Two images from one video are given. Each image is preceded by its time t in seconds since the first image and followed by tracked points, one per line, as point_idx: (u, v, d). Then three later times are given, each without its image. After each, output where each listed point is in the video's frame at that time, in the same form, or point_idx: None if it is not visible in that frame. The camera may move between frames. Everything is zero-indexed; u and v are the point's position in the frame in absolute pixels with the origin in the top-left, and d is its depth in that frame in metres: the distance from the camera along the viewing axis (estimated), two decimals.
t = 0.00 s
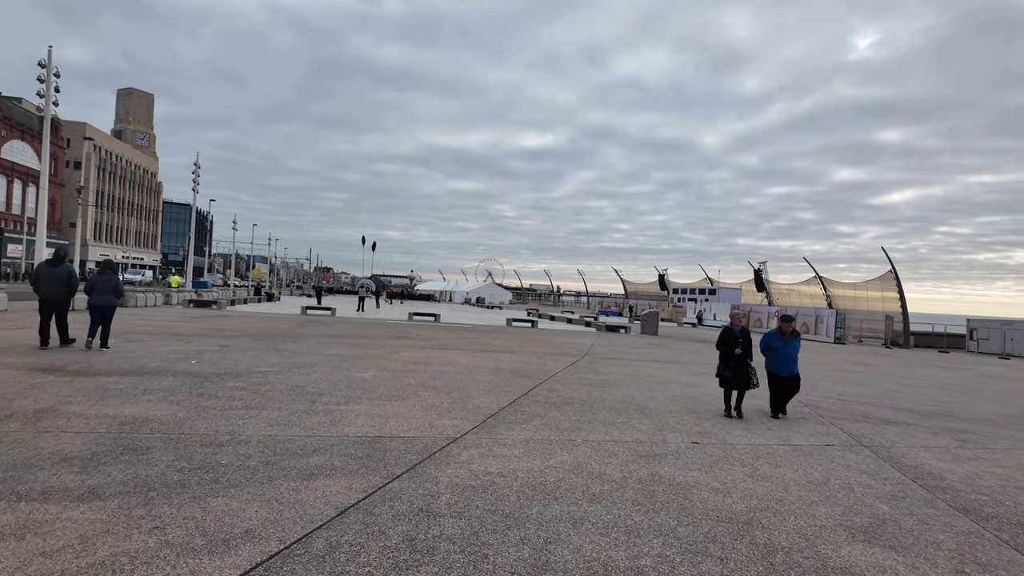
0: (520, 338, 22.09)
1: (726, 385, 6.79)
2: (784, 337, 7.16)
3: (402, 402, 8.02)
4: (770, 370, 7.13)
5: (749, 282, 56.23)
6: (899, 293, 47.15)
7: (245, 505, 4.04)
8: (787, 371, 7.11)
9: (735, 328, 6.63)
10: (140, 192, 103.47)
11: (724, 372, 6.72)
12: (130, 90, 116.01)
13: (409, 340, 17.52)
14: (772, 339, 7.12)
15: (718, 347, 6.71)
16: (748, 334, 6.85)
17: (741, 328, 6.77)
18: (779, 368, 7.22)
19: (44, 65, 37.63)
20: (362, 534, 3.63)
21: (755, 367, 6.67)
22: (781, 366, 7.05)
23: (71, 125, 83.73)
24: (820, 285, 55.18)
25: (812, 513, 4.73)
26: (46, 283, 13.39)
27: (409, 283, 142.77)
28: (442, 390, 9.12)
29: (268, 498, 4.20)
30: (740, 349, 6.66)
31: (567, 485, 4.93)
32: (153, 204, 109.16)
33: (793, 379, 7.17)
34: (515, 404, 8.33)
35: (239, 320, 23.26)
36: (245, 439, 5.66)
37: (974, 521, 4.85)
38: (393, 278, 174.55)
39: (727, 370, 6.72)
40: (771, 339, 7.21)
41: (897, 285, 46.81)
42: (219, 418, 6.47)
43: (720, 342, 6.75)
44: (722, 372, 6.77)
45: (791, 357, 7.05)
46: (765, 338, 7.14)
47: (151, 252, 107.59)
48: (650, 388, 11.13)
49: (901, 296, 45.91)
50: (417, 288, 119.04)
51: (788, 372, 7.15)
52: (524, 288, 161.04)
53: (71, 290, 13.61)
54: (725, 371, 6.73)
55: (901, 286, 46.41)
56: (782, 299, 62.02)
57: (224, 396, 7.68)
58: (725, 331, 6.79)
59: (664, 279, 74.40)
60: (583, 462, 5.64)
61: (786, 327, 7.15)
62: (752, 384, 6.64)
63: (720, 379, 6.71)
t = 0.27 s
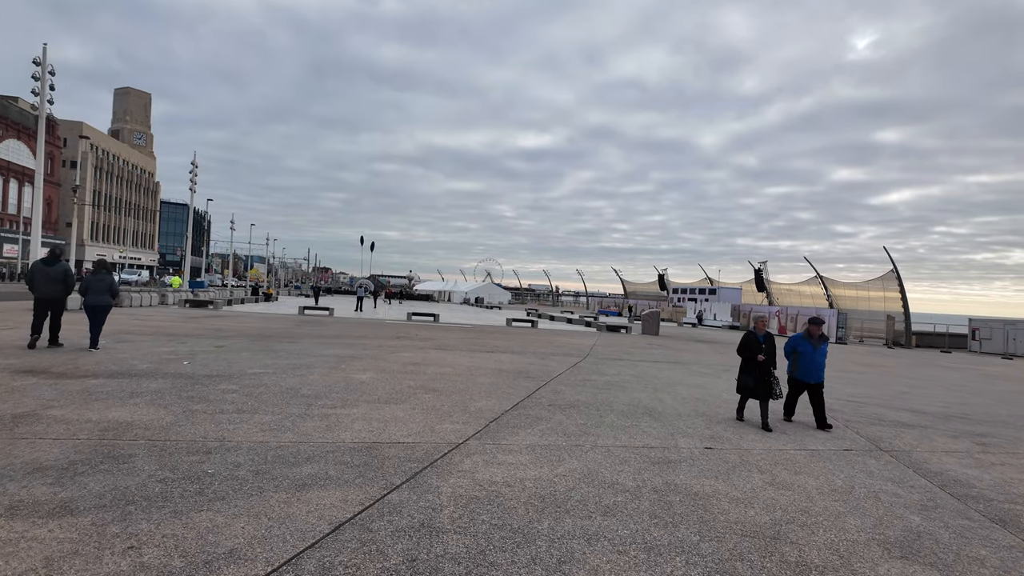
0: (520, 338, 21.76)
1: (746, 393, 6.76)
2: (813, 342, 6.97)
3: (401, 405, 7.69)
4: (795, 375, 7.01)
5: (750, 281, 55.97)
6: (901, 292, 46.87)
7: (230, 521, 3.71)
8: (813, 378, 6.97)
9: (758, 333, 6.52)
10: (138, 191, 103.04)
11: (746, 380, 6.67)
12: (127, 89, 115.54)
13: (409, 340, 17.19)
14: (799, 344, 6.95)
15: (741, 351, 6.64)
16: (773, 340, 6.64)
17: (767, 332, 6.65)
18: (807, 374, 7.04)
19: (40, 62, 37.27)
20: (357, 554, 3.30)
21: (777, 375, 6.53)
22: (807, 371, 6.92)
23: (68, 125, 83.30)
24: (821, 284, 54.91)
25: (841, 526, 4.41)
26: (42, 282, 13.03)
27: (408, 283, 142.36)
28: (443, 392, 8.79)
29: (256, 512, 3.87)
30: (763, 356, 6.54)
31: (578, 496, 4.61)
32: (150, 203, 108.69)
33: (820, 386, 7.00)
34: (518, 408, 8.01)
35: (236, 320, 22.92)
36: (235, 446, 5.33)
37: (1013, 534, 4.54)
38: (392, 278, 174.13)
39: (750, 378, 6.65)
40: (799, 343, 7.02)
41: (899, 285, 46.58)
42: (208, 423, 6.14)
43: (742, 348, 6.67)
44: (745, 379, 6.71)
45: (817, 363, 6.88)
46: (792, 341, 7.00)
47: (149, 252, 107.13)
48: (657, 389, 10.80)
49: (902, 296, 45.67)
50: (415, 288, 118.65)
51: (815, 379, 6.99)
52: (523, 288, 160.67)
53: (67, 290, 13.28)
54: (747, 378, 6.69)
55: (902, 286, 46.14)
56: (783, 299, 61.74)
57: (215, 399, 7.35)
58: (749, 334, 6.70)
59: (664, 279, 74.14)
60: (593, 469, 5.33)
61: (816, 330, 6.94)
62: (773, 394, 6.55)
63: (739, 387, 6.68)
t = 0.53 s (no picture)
0: (522, 340, 21.42)
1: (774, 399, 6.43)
2: (846, 346, 6.87)
3: (402, 412, 7.37)
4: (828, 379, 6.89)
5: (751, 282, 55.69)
6: (904, 293, 46.57)
7: (215, 548, 3.39)
8: (845, 383, 6.80)
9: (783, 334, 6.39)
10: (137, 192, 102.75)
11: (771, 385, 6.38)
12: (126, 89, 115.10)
13: (409, 342, 16.88)
14: (832, 347, 6.87)
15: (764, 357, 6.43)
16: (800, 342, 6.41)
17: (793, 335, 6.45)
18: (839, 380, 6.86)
19: (37, 62, 36.95)
20: None
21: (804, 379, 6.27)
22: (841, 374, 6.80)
23: (67, 125, 83.00)
24: (823, 285, 54.62)
25: (876, 548, 4.10)
26: (37, 284, 12.69)
27: (408, 283, 142.08)
28: (445, 399, 8.46)
29: (245, 536, 3.55)
30: (790, 358, 6.30)
31: (592, 514, 4.28)
32: (149, 203, 108.32)
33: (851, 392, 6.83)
34: (524, 414, 7.69)
35: (233, 321, 22.61)
36: (224, 459, 5.00)
37: None
38: (391, 278, 173.79)
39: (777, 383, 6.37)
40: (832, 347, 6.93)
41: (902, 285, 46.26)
42: (197, 434, 5.81)
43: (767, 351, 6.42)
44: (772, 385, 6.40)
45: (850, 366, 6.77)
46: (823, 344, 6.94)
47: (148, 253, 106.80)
48: (666, 395, 10.47)
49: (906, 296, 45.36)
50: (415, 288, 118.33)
51: (847, 384, 6.82)
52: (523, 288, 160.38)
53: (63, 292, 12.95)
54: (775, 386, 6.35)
55: (906, 286, 45.83)
56: (784, 300, 61.45)
57: (206, 406, 7.02)
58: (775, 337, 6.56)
59: (664, 279, 73.86)
60: (606, 484, 5.01)
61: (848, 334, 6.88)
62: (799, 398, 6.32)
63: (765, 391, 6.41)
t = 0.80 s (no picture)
0: (524, 341, 21.12)
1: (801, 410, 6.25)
2: (882, 354, 6.58)
3: (404, 417, 7.07)
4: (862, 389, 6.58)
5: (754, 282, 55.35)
6: (908, 293, 46.21)
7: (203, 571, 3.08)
8: (881, 394, 6.48)
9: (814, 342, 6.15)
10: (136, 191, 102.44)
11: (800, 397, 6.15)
12: (126, 89, 114.76)
13: (410, 343, 16.56)
14: (867, 356, 6.60)
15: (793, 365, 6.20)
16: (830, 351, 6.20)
17: (824, 342, 6.24)
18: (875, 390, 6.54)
19: (34, 60, 36.62)
20: None
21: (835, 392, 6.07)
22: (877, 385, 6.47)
23: (66, 124, 82.72)
24: (826, 285, 54.27)
25: (920, 567, 3.79)
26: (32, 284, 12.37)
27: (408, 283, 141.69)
28: (449, 402, 8.16)
29: (237, 558, 3.25)
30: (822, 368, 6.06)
31: (612, 531, 3.98)
32: (148, 203, 108.00)
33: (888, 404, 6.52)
34: (531, 419, 7.39)
35: (232, 321, 22.29)
36: (217, 469, 4.70)
37: None
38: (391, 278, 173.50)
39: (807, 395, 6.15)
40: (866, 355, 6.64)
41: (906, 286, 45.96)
42: (190, 441, 5.51)
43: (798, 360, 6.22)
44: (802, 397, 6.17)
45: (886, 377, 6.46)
46: (857, 352, 6.67)
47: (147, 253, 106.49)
48: (675, 398, 10.17)
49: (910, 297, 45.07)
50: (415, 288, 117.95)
51: (885, 395, 6.49)
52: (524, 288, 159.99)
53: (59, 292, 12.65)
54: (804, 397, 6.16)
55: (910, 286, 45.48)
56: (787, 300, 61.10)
57: (200, 411, 6.70)
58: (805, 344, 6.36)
59: (666, 280, 73.54)
60: (623, 496, 4.70)
61: (883, 342, 6.60)
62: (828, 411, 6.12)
63: (794, 402, 6.18)
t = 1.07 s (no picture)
0: (526, 343, 20.80)
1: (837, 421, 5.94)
2: (925, 356, 6.21)
3: (406, 425, 6.76)
4: (905, 395, 6.24)
5: (755, 283, 55.08)
6: (910, 293, 45.95)
7: None
8: (927, 399, 6.13)
9: (848, 345, 5.81)
10: (134, 191, 102.07)
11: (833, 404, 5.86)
12: (124, 88, 114.35)
13: (410, 345, 16.25)
14: (908, 358, 6.23)
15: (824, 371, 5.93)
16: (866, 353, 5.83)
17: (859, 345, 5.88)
18: (918, 396, 6.21)
19: (31, 58, 36.29)
20: None
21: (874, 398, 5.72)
22: (922, 391, 6.14)
23: (64, 124, 82.36)
24: (828, 285, 54.00)
25: None
26: (23, 286, 12.06)
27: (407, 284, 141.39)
28: (452, 409, 7.85)
29: None
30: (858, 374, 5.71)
31: (635, 554, 3.68)
32: (147, 203, 107.60)
33: (933, 410, 6.20)
34: (538, 427, 7.08)
35: (229, 323, 21.98)
36: (208, 486, 4.38)
37: None
38: (391, 279, 173.15)
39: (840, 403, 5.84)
40: (907, 357, 6.27)
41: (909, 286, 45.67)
42: (180, 453, 5.19)
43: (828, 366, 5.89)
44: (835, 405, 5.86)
45: (932, 381, 6.13)
46: (897, 355, 6.32)
47: (145, 253, 106.11)
48: (685, 403, 9.85)
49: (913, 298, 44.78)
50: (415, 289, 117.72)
51: (930, 400, 6.16)
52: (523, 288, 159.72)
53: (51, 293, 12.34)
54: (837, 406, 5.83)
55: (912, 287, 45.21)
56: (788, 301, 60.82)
57: (192, 419, 6.38)
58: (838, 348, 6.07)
59: (666, 280, 73.24)
60: (643, 514, 4.39)
61: (925, 342, 6.24)
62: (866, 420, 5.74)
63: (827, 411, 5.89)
